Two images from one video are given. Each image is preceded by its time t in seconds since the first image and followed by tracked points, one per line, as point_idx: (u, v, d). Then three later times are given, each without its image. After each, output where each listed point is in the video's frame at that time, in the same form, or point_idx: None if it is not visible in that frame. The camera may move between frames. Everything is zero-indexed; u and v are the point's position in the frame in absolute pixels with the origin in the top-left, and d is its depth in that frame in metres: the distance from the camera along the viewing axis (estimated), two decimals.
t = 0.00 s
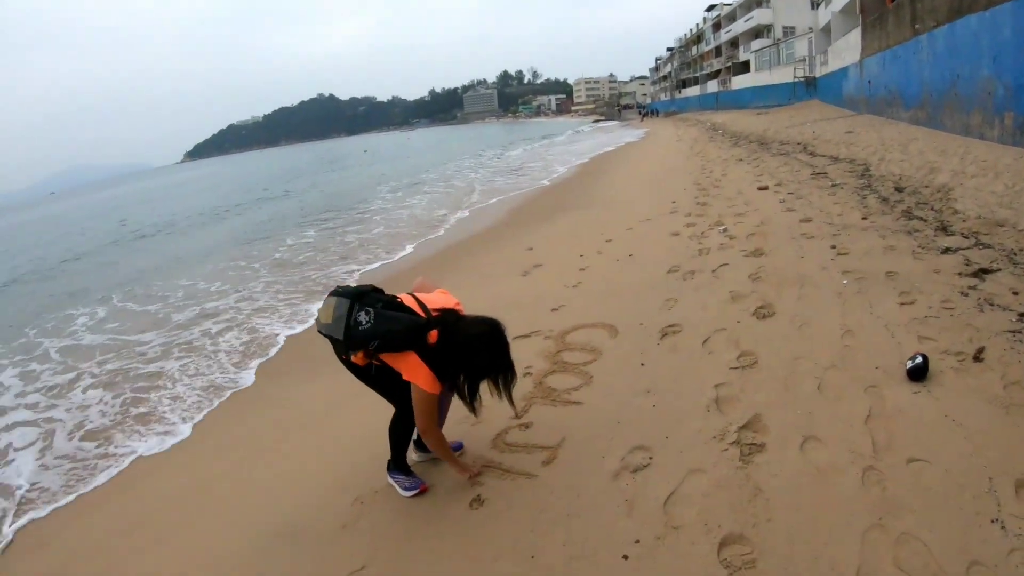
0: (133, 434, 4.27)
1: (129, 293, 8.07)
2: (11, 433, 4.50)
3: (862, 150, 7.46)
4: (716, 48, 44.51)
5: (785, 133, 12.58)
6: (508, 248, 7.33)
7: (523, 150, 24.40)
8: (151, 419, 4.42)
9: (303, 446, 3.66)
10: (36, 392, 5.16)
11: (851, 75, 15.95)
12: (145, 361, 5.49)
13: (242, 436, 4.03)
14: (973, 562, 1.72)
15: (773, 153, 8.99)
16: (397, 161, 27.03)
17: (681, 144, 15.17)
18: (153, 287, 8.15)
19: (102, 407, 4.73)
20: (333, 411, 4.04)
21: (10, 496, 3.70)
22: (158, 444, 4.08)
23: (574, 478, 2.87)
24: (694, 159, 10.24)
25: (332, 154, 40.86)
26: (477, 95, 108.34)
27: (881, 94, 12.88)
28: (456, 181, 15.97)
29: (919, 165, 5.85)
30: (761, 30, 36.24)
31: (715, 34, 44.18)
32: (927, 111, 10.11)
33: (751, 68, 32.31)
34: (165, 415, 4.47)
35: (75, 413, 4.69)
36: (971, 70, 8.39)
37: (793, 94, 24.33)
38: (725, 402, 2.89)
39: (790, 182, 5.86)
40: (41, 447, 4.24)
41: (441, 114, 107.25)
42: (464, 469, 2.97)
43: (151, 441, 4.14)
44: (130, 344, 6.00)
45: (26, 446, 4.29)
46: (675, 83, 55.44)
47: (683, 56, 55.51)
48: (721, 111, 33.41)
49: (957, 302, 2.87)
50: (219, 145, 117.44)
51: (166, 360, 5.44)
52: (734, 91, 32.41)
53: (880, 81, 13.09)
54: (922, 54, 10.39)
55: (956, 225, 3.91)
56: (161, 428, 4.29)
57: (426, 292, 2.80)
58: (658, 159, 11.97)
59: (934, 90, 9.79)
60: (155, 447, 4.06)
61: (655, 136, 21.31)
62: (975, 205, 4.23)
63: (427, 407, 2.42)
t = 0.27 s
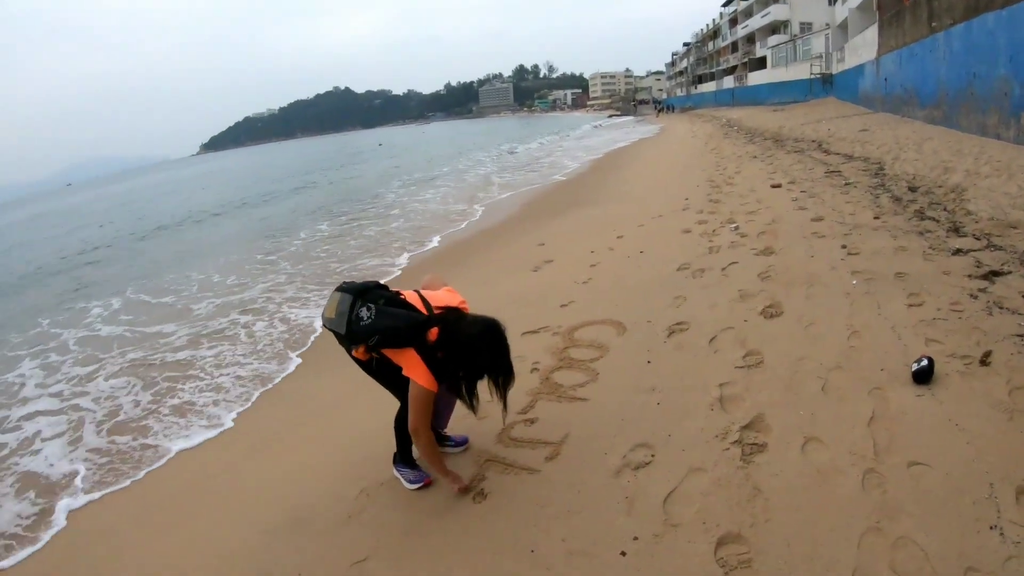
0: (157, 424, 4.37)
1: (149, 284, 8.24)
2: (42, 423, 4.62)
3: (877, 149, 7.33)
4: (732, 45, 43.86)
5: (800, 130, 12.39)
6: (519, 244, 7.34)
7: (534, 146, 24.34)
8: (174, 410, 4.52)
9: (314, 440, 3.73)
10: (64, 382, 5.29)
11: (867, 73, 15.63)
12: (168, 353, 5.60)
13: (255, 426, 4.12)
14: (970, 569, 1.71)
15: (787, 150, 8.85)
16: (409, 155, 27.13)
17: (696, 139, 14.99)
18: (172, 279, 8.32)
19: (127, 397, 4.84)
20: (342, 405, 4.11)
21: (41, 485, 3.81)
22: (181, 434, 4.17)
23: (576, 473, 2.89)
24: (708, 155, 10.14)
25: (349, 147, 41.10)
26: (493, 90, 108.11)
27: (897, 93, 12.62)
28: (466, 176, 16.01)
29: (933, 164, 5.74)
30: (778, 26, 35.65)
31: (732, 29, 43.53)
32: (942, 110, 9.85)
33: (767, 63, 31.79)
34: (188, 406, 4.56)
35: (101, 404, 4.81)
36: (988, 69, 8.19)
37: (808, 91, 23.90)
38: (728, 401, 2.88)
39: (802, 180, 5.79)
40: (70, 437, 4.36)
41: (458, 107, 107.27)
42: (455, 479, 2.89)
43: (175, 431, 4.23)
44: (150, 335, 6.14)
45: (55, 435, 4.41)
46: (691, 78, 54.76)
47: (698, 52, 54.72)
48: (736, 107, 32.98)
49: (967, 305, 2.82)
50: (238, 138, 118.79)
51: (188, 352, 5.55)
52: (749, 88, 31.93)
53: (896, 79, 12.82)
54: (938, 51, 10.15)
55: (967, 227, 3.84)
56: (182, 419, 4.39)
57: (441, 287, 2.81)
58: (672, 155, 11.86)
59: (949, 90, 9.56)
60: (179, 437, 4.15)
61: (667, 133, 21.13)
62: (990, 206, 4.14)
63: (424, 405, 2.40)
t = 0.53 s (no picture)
0: (178, 417, 4.42)
1: (169, 278, 8.39)
2: (67, 413, 4.72)
3: (893, 148, 7.15)
4: (750, 42, 43.18)
5: (817, 128, 12.15)
6: (529, 241, 7.33)
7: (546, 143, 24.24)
8: (197, 402, 4.58)
9: (321, 435, 3.79)
10: (89, 373, 5.41)
11: (884, 71, 15.26)
12: (189, 346, 5.69)
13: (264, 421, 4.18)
14: None
15: (803, 148, 8.69)
16: (422, 152, 27.23)
17: (712, 137, 14.77)
18: (189, 273, 8.48)
19: (150, 389, 4.92)
20: (348, 401, 4.16)
21: (66, 474, 3.89)
22: (206, 425, 4.24)
23: (575, 471, 2.89)
24: (724, 153, 9.99)
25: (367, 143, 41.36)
26: (511, 86, 107.94)
27: (914, 91, 12.27)
28: (477, 173, 16.03)
29: (948, 164, 5.58)
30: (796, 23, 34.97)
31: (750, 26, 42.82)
32: (959, 109, 9.56)
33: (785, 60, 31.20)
34: (208, 399, 4.62)
35: (127, 394, 4.89)
36: (1005, 67, 7.93)
37: (825, 89, 23.40)
38: (731, 402, 2.85)
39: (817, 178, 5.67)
40: (95, 427, 4.43)
41: (477, 104, 107.26)
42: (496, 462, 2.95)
43: (196, 423, 4.28)
44: (168, 329, 6.25)
45: (81, 425, 4.50)
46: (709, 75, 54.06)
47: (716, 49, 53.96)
48: (753, 105, 32.44)
49: (977, 308, 2.74)
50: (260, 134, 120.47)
51: (208, 346, 5.63)
52: (765, 85, 31.39)
53: (913, 77, 12.48)
54: (956, 49, 9.87)
55: (980, 228, 3.73)
56: (203, 411, 4.45)
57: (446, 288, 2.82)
58: (688, 152, 11.72)
59: (966, 88, 9.28)
60: (198, 429, 4.19)
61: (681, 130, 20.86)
62: (1005, 207, 4.01)
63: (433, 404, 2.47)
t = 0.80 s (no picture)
0: (197, 408, 4.49)
1: (187, 272, 8.54)
2: (88, 403, 4.81)
3: (909, 149, 6.97)
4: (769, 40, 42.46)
5: (833, 127, 11.90)
6: (538, 239, 7.31)
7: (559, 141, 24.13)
8: (216, 394, 4.64)
9: (325, 430, 3.83)
10: (110, 364, 5.51)
11: (902, 71, 14.88)
12: (208, 339, 5.77)
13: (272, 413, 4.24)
14: None
15: (819, 148, 8.52)
16: (436, 149, 27.33)
17: (729, 136, 14.55)
18: (203, 267, 8.63)
19: (170, 381, 5.00)
20: (353, 397, 4.21)
21: (86, 462, 3.96)
22: (231, 414, 4.32)
23: (570, 469, 2.88)
24: (739, 152, 9.84)
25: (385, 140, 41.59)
26: (530, 83, 107.71)
27: (932, 93, 11.95)
28: (488, 170, 16.04)
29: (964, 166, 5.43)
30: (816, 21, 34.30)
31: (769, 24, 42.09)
32: (976, 110, 9.27)
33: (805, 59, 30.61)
34: (227, 391, 4.68)
35: (148, 385, 4.97)
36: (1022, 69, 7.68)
37: (843, 89, 22.90)
38: (730, 405, 2.81)
39: (830, 179, 5.56)
40: (115, 417, 4.52)
41: (496, 101, 107.22)
42: (479, 474, 2.86)
43: (214, 415, 4.34)
44: (184, 321, 6.36)
45: (101, 415, 4.58)
46: (729, 74, 53.29)
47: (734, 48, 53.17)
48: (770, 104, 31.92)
49: (985, 313, 2.66)
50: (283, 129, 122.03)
51: (225, 339, 5.71)
52: (783, 85, 30.83)
53: (932, 78, 12.15)
54: (975, 49, 9.58)
55: (992, 231, 3.61)
56: (220, 403, 4.51)
57: (448, 285, 2.83)
58: (703, 151, 11.56)
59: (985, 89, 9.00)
60: (215, 420, 4.25)
61: (695, 130, 20.60)
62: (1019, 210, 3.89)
63: (435, 402, 2.44)
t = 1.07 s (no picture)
0: (213, 402, 4.55)
1: (200, 269, 8.65)
2: (106, 396, 4.89)
3: (919, 147, 6.87)
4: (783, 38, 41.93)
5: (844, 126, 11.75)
6: (544, 238, 7.31)
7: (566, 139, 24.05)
8: (232, 388, 4.70)
9: (330, 425, 3.88)
10: (126, 359, 5.60)
11: (914, 69, 14.63)
12: (221, 334, 5.84)
13: (278, 408, 4.29)
14: None
15: (828, 147, 8.43)
16: (445, 146, 27.38)
17: (739, 135, 14.42)
18: (214, 264, 8.74)
19: (185, 375, 5.07)
20: (359, 393, 4.26)
21: (103, 455, 4.03)
22: (256, 405, 4.40)
23: (569, 465, 2.89)
24: (749, 151, 9.74)
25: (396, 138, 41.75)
26: (542, 81, 107.48)
27: (943, 91, 11.74)
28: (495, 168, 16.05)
29: (974, 164, 5.34)
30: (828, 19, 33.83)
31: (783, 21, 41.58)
32: (988, 109, 9.09)
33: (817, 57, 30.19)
34: (243, 385, 4.73)
35: (167, 378, 5.04)
36: None
37: (854, 87, 22.55)
38: (730, 403, 2.79)
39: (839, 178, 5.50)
40: (133, 411, 4.59)
41: (508, 98, 107.07)
42: (504, 458, 2.96)
43: (230, 409, 4.39)
44: (196, 317, 6.45)
45: (118, 409, 4.66)
46: (741, 72, 52.73)
47: (747, 46, 52.56)
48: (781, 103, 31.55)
49: (989, 313, 2.63)
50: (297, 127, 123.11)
51: (239, 335, 5.77)
52: (796, 83, 30.46)
53: (943, 76, 11.93)
54: (986, 48, 9.41)
55: (1000, 230, 3.56)
56: (235, 398, 4.56)
57: (450, 282, 2.83)
58: (712, 150, 11.46)
59: (996, 88, 8.83)
60: (231, 415, 4.31)
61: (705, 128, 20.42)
62: None
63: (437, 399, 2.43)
